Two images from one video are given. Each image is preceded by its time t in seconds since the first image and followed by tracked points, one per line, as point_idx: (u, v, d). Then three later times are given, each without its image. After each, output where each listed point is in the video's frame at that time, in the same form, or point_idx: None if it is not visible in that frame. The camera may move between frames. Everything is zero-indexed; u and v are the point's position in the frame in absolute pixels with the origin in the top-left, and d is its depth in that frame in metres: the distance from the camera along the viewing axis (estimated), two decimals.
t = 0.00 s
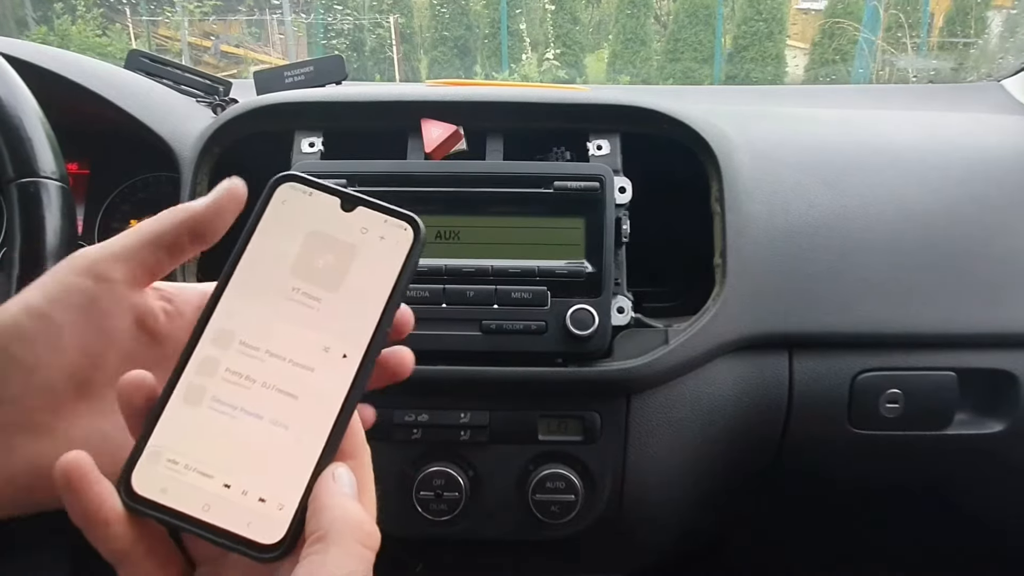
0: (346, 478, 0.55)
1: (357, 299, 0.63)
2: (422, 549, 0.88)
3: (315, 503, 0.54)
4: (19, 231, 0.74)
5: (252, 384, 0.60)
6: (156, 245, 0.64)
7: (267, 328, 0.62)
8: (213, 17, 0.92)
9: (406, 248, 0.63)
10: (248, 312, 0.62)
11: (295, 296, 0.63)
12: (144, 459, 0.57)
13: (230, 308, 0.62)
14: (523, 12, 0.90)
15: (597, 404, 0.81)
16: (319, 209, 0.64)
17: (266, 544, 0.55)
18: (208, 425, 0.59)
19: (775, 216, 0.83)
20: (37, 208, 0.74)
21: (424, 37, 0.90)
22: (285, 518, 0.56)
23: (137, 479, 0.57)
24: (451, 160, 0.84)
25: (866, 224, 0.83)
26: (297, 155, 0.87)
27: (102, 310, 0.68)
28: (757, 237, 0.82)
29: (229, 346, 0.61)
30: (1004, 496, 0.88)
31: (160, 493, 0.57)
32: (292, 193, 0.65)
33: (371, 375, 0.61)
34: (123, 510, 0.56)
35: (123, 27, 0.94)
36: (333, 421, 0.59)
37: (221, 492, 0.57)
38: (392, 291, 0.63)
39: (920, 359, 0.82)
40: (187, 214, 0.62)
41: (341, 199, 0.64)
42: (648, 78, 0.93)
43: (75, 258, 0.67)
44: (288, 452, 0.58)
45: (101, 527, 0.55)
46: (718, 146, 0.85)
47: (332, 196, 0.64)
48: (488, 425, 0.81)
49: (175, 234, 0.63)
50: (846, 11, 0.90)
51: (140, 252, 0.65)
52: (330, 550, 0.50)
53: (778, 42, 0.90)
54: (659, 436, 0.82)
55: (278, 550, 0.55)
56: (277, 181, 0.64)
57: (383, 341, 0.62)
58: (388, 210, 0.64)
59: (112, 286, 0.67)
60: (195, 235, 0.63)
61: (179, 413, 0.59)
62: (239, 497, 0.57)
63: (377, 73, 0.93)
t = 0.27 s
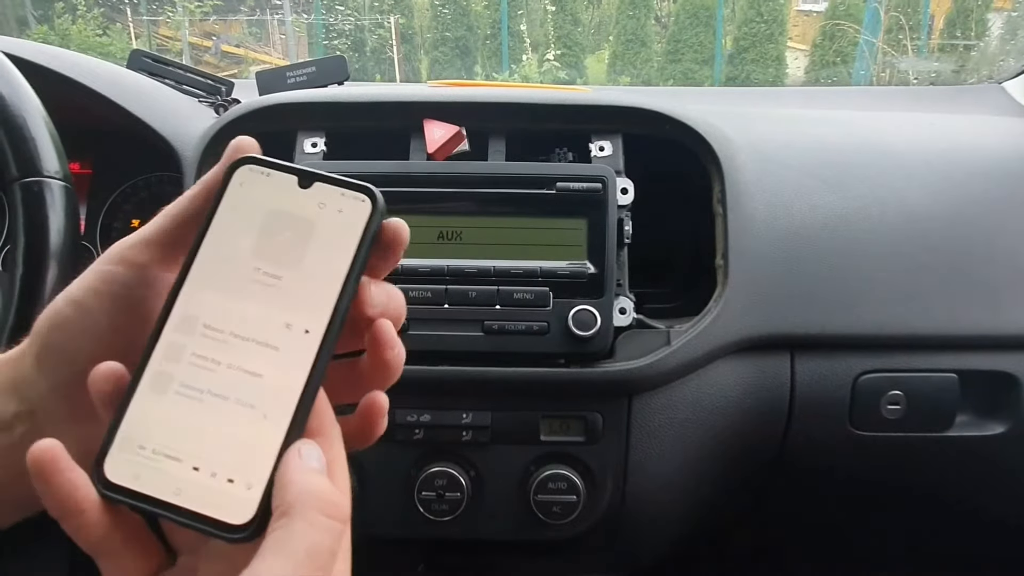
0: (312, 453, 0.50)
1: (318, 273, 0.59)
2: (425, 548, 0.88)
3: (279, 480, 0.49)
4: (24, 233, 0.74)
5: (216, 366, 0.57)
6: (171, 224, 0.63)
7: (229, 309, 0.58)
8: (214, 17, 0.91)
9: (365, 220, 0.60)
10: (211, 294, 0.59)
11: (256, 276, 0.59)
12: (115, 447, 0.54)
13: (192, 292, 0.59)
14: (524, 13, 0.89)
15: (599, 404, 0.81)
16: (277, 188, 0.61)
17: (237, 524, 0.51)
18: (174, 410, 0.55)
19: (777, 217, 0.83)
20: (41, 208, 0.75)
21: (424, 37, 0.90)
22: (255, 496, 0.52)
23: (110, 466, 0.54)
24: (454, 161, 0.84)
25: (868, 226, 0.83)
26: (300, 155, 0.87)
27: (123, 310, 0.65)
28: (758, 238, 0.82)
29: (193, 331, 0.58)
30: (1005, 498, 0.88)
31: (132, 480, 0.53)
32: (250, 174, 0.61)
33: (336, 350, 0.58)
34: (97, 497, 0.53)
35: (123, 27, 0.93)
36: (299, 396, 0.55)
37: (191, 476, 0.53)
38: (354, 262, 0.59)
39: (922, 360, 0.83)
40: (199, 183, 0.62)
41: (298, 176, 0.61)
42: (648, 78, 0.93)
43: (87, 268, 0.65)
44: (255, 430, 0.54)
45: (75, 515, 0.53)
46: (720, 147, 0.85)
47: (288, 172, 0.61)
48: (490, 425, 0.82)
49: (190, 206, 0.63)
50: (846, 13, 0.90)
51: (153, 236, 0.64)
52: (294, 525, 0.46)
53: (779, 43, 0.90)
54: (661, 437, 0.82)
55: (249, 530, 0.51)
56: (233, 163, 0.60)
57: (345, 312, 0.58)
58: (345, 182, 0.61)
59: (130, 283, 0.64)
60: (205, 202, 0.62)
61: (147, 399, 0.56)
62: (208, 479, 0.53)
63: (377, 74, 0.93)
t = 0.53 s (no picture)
0: (305, 453, 0.50)
1: (316, 276, 0.59)
2: (426, 549, 0.88)
3: (272, 479, 0.49)
4: (27, 232, 0.74)
5: (212, 366, 0.57)
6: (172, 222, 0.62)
7: (227, 310, 0.58)
8: (214, 16, 0.91)
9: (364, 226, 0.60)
10: (208, 294, 0.59)
11: (254, 278, 0.59)
12: (108, 444, 0.54)
13: (189, 292, 0.59)
14: (524, 14, 0.89)
15: (600, 405, 0.81)
16: (278, 192, 0.61)
17: (229, 524, 0.51)
18: (168, 408, 0.55)
19: (779, 218, 0.83)
20: (44, 208, 0.75)
21: (425, 38, 0.89)
22: (248, 496, 0.52)
23: (102, 463, 0.54)
24: (455, 162, 0.84)
25: (869, 228, 0.83)
26: (302, 155, 0.87)
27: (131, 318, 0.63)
28: (759, 239, 0.82)
29: (189, 330, 0.58)
30: (1005, 500, 0.88)
31: (124, 478, 0.53)
32: (251, 177, 0.61)
33: (331, 353, 0.58)
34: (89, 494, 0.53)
35: (124, 26, 0.94)
36: (295, 398, 0.56)
37: (184, 475, 0.53)
38: (353, 266, 0.60)
39: (922, 362, 0.83)
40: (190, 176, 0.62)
41: (299, 181, 0.61)
42: (649, 79, 0.93)
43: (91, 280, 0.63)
44: (250, 431, 0.54)
45: (67, 513, 0.52)
46: (721, 148, 0.86)
47: (289, 177, 0.61)
48: (491, 425, 0.82)
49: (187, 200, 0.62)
50: (847, 15, 0.89)
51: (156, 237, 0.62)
52: (286, 523, 0.46)
53: (780, 45, 0.90)
54: (662, 437, 0.82)
55: (241, 529, 0.51)
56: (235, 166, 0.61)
57: (343, 316, 0.58)
58: (346, 188, 0.61)
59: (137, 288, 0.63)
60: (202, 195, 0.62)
61: (141, 397, 0.56)
62: (201, 478, 0.53)
63: (378, 74, 0.94)
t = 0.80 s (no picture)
0: (311, 460, 0.51)
1: (324, 285, 0.60)
2: (426, 548, 0.88)
3: (278, 485, 0.49)
4: (26, 232, 0.74)
5: (218, 371, 0.56)
6: (183, 229, 0.61)
7: (233, 316, 0.58)
8: (213, 15, 0.91)
9: (372, 237, 0.61)
10: (214, 300, 0.59)
11: (261, 285, 0.59)
12: (112, 448, 0.54)
13: (195, 297, 0.59)
14: (524, 12, 0.89)
15: (600, 404, 0.81)
16: (287, 201, 0.61)
17: (233, 529, 0.51)
18: (174, 413, 0.55)
19: (779, 218, 0.83)
20: (43, 208, 0.74)
21: (425, 37, 0.90)
22: (253, 502, 0.52)
23: (105, 467, 0.53)
24: (455, 161, 0.84)
25: (869, 227, 0.83)
26: (302, 154, 0.87)
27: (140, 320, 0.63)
28: (759, 239, 0.82)
29: (195, 335, 0.58)
30: (1006, 499, 0.88)
31: (128, 482, 0.53)
32: (261, 184, 0.61)
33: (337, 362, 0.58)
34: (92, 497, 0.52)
35: (124, 25, 0.93)
36: (301, 405, 0.56)
37: (189, 480, 0.53)
38: (360, 276, 0.60)
39: (923, 361, 0.83)
40: (199, 184, 0.61)
41: (308, 190, 0.61)
42: (649, 78, 0.93)
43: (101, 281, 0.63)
44: (256, 437, 0.54)
45: (71, 516, 0.52)
46: (721, 147, 0.85)
47: (299, 186, 0.61)
48: (491, 425, 0.82)
49: (197, 208, 0.61)
50: (846, 14, 0.90)
51: (167, 244, 0.61)
52: (293, 529, 0.46)
53: (780, 43, 0.90)
54: (663, 438, 0.82)
55: (246, 535, 0.51)
56: (245, 173, 0.61)
57: (350, 325, 0.59)
58: (355, 198, 0.61)
59: (147, 292, 0.62)
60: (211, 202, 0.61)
61: (146, 402, 0.55)
62: (207, 484, 0.53)
63: (378, 73, 0.93)
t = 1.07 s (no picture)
0: (315, 462, 0.51)
1: (328, 288, 0.60)
2: (426, 548, 0.88)
3: (283, 488, 0.50)
4: (27, 232, 0.74)
5: (223, 374, 0.57)
6: (189, 235, 0.61)
7: (238, 319, 0.58)
8: (214, 16, 0.91)
9: (376, 241, 0.60)
10: (219, 302, 0.59)
11: (266, 288, 0.59)
12: (118, 450, 0.54)
13: (201, 300, 0.59)
14: (524, 13, 0.89)
15: (600, 405, 0.81)
16: (291, 205, 0.61)
17: (238, 531, 0.52)
18: (179, 415, 0.55)
19: (779, 219, 0.83)
20: (45, 208, 0.75)
21: (426, 38, 0.89)
22: (258, 504, 0.52)
23: (111, 469, 0.53)
24: (455, 162, 0.84)
25: (869, 228, 0.83)
26: (303, 155, 0.87)
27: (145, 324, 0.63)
28: (760, 240, 0.82)
29: (201, 338, 0.58)
30: (1006, 500, 0.88)
31: (133, 484, 0.53)
32: (265, 189, 0.61)
33: (341, 365, 0.58)
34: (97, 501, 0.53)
35: (124, 26, 0.93)
36: (305, 408, 0.56)
37: (194, 483, 0.53)
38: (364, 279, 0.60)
39: (922, 362, 0.83)
40: (205, 191, 0.60)
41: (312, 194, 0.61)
42: (648, 80, 0.94)
43: (107, 282, 0.63)
44: (261, 440, 0.54)
45: (76, 518, 0.52)
46: (721, 148, 0.86)
47: (303, 190, 0.61)
48: (492, 425, 0.82)
49: (203, 215, 0.61)
50: (847, 15, 0.89)
51: (173, 250, 0.61)
52: (298, 531, 0.46)
53: (780, 45, 0.90)
54: (664, 439, 0.82)
55: (251, 537, 0.51)
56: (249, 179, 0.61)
57: (354, 328, 0.59)
58: (359, 202, 0.61)
59: (154, 296, 0.62)
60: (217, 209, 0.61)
61: (151, 404, 0.55)
62: (212, 486, 0.53)
63: (377, 74, 0.94)
